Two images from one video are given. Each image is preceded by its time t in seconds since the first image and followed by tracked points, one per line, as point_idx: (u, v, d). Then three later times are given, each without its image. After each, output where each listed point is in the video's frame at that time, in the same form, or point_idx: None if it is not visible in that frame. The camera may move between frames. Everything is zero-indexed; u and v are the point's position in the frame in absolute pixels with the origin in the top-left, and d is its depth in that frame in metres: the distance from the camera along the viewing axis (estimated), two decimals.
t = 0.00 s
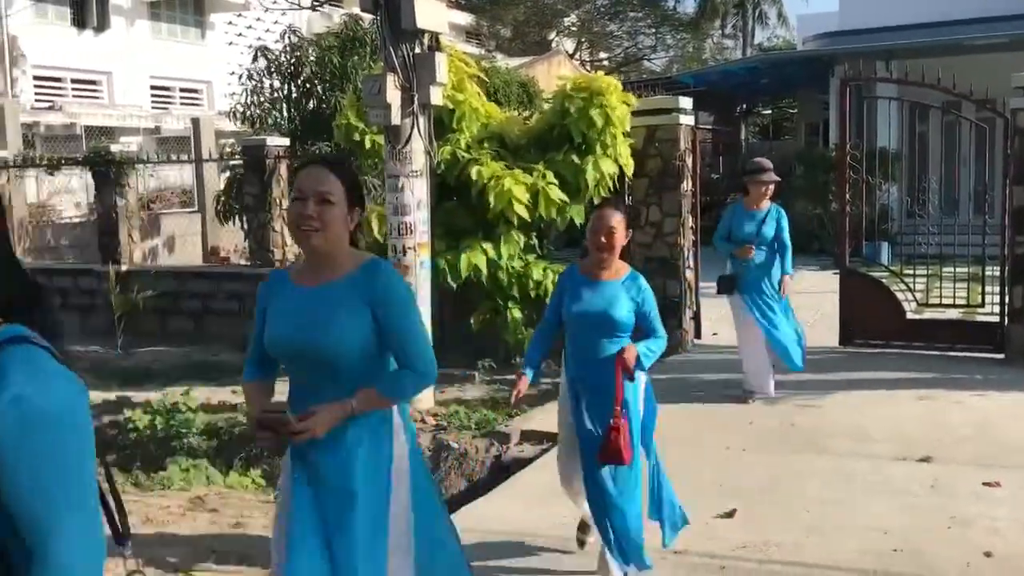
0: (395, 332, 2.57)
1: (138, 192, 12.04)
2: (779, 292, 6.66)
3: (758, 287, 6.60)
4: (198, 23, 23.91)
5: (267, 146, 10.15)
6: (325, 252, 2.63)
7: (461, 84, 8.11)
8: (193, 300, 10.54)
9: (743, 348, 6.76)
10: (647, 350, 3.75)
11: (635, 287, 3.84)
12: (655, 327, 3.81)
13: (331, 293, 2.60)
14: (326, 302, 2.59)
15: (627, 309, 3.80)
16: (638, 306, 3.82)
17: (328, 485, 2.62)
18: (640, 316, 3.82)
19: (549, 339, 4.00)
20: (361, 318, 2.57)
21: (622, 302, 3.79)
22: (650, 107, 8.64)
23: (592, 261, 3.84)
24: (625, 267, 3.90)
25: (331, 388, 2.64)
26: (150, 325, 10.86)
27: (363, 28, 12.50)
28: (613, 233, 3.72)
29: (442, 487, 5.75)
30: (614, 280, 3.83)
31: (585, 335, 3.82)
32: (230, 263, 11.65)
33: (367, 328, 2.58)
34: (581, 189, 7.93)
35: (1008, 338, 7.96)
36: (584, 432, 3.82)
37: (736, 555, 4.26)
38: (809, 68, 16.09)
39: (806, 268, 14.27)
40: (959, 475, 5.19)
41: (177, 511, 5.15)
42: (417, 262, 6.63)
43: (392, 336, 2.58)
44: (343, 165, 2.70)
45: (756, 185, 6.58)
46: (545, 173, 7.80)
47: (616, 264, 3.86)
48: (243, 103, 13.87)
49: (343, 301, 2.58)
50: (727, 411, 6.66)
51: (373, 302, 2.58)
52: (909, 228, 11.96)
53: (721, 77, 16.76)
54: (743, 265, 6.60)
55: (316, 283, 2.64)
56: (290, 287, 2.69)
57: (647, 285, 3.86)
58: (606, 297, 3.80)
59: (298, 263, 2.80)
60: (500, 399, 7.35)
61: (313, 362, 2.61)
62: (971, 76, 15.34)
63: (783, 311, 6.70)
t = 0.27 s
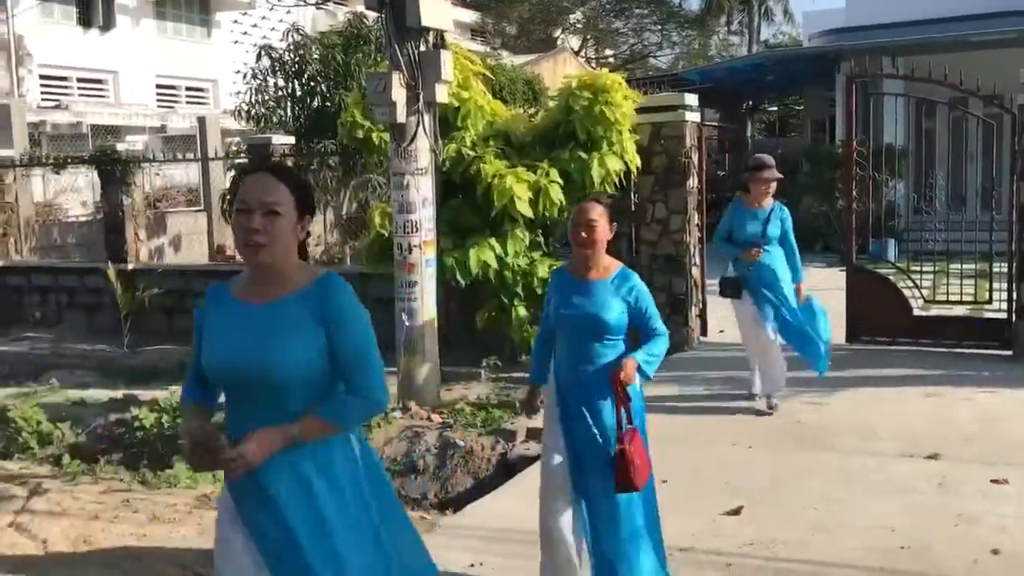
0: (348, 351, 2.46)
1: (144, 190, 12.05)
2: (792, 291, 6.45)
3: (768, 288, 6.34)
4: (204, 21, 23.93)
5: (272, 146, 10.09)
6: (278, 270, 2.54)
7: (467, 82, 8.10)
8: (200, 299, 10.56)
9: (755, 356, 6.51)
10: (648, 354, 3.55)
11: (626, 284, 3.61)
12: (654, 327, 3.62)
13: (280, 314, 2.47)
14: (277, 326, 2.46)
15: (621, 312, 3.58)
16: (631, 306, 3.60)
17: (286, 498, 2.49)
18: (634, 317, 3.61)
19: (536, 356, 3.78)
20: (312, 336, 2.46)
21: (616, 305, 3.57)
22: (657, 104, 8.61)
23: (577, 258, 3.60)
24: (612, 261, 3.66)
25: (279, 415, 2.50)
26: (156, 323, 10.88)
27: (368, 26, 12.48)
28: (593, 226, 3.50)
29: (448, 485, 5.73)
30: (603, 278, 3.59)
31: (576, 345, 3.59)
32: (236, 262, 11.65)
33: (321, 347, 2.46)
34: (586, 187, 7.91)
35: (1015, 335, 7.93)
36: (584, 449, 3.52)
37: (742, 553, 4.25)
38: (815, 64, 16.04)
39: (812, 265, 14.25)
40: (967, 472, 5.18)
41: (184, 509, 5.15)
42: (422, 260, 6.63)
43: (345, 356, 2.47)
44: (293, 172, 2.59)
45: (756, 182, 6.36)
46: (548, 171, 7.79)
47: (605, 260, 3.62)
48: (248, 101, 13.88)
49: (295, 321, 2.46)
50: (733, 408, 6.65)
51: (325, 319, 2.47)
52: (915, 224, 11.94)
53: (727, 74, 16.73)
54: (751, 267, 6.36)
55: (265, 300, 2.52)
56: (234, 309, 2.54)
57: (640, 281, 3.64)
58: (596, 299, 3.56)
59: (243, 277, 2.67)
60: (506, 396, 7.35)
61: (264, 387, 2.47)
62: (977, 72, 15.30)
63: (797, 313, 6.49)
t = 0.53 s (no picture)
0: (286, 354, 2.32)
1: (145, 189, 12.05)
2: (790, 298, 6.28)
3: (768, 294, 6.18)
4: (204, 21, 23.92)
5: (273, 144, 10.20)
6: (207, 273, 2.38)
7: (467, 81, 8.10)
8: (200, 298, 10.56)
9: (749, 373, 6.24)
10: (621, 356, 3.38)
11: (588, 285, 3.44)
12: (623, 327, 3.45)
13: (208, 318, 2.32)
14: (202, 332, 2.30)
15: (587, 315, 3.40)
16: (595, 306, 3.43)
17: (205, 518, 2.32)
18: (602, 318, 3.45)
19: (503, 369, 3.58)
20: (244, 339, 2.30)
21: (582, 307, 3.39)
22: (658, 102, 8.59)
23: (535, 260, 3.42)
24: (572, 262, 3.49)
25: (209, 427, 2.34)
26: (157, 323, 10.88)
27: (366, 25, 12.46)
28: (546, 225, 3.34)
29: (450, 485, 5.74)
30: (563, 279, 3.41)
31: (544, 354, 3.41)
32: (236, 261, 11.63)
33: (255, 353, 2.31)
34: (586, 185, 7.89)
35: (1016, 333, 7.92)
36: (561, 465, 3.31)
37: (743, 552, 4.24)
38: (816, 62, 16.01)
39: (813, 263, 14.24)
40: (968, 471, 5.17)
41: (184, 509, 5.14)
42: (423, 259, 6.62)
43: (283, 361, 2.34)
44: (217, 166, 2.43)
45: (755, 184, 6.19)
46: (550, 171, 7.71)
47: (564, 261, 3.45)
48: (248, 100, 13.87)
49: (225, 325, 2.31)
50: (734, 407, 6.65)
51: (259, 321, 2.32)
52: (917, 223, 11.93)
53: (728, 73, 16.71)
54: (750, 273, 6.20)
55: (191, 304, 2.36)
56: (156, 316, 2.38)
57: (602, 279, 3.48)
58: (559, 303, 3.38)
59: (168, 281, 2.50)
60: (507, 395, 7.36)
61: (189, 397, 2.31)
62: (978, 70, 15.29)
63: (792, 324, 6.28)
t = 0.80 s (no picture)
0: (210, 385, 2.05)
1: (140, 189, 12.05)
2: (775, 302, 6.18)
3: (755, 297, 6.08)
4: (200, 21, 23.90)
5: (268, 144, 10.18)
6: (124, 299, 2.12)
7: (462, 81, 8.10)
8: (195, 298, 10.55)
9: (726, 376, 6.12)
10: (589, 365, 3.31)
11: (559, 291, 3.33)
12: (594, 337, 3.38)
13: (122, 344, 2.07)
14: (116, 358, 2.06)
15: (559, 323, 3.32)
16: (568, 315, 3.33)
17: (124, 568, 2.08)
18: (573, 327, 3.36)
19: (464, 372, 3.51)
20: (158, 363, 2.04)
21: (554, 315, 3.30)
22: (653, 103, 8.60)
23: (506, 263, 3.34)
24: (543, 267, 3.41)
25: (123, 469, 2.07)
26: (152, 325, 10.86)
27: (361, 25, 12.43)
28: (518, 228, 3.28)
29: (444, 485, 5.73)
30: (534, 285, 3.33)
31: (509, 360, 3.34)
32: (233, 261, 11.63)
33: (175, 385, 2.04)
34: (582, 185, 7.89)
35: (1010, 333, 7.94)
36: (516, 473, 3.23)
37: (738, 552, 4.25)
38: (811, 63, 16.03)
39: (809, 263, 14.26)
40: (963, 470, 5.18)
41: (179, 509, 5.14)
42: (418, 259, 6.62)
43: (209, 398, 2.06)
44: (135, 176, 2.17)
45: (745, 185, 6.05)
46: (546, 171, 7.71)
47: (535, 266, 3.37)
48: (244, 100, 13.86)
49: (139, 357, 2.05)
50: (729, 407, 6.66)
51: (172, 346, 2.06)
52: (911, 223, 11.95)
53: (723, 73, 16.74)
54: (739, 276, 6.09)
55: (107, 329, 2.12)
56: (71, 342, 2.13)
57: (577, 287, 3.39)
58: (528, 309, 3.30)
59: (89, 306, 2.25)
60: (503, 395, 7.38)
61: (99, 434, 2.05)
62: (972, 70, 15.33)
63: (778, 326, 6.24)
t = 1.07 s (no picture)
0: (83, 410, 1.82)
1: (135, 189, 12.03)
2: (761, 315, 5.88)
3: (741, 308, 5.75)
4: (195, 21, 23.87)
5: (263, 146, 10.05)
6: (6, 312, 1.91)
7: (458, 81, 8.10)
8: (190, 298, 10.54)
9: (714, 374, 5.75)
10: (556, 395, 3.07)
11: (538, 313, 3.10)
12: (569, 365, 3.14)
13: None
14: None
15: (533, 344, 3.08)
16: (545, 337, 3.10)
17: None
18: (549, 351, 3.13)
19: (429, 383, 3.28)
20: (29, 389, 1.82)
21: (529, 335, 3.08)
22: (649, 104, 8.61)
23: (486, 273, 3.11)
24: (525, 282, 3.17)
25: None
26: (147, 325, 10.84)
27: (357, 25, 12.41)
28: (510, 236, 3.06)
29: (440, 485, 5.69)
30: (513, 300, 3.10)
31: (474, 376, 3.10)
32: (228, 261, 11.63)
33: (56, 420, 1.81)
34: (576, 186, 7.89)
35: (1005, 334, 7.96)
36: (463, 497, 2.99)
37: (732, 552, 4.25)
38: (806, 64, 16.05)
39: (804, 264, 14.29)
40: (957, 470, 5.19)
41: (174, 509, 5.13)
42: (413, 260, 6.61)
43: (97, 440, 1.84)
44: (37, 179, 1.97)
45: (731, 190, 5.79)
46: (541, 171, 7.71)
47: (519, 280, 3.14)
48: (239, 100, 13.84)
49: (11, 382, 1.83)
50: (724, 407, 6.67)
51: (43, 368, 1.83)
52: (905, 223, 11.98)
53: (718, 74, 16.75)
54: (722, 287, 5.78)
55: None
56: None
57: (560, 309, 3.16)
58: (501, 325, 3.07)
59: None
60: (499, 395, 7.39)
61: None
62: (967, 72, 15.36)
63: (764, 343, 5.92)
